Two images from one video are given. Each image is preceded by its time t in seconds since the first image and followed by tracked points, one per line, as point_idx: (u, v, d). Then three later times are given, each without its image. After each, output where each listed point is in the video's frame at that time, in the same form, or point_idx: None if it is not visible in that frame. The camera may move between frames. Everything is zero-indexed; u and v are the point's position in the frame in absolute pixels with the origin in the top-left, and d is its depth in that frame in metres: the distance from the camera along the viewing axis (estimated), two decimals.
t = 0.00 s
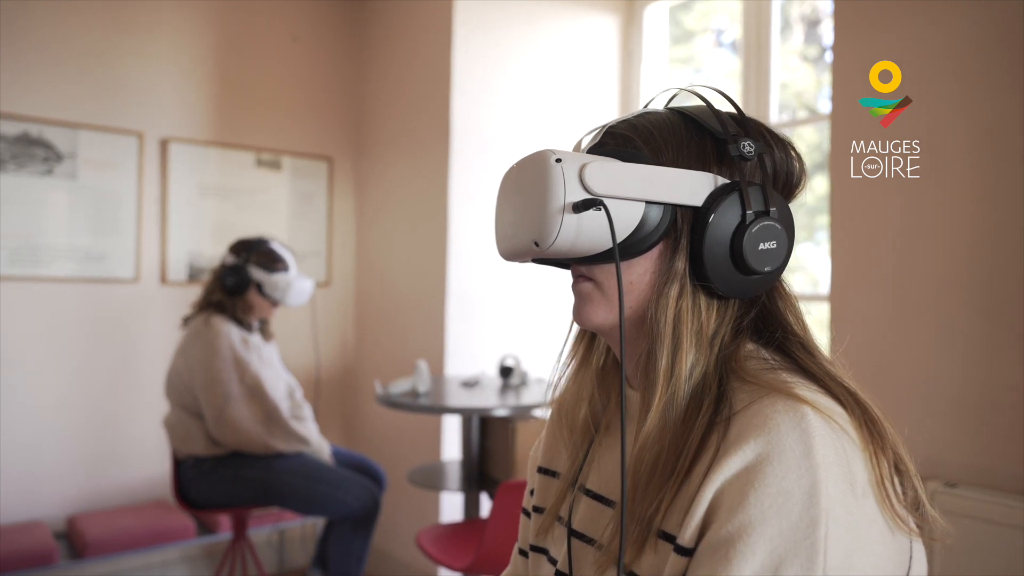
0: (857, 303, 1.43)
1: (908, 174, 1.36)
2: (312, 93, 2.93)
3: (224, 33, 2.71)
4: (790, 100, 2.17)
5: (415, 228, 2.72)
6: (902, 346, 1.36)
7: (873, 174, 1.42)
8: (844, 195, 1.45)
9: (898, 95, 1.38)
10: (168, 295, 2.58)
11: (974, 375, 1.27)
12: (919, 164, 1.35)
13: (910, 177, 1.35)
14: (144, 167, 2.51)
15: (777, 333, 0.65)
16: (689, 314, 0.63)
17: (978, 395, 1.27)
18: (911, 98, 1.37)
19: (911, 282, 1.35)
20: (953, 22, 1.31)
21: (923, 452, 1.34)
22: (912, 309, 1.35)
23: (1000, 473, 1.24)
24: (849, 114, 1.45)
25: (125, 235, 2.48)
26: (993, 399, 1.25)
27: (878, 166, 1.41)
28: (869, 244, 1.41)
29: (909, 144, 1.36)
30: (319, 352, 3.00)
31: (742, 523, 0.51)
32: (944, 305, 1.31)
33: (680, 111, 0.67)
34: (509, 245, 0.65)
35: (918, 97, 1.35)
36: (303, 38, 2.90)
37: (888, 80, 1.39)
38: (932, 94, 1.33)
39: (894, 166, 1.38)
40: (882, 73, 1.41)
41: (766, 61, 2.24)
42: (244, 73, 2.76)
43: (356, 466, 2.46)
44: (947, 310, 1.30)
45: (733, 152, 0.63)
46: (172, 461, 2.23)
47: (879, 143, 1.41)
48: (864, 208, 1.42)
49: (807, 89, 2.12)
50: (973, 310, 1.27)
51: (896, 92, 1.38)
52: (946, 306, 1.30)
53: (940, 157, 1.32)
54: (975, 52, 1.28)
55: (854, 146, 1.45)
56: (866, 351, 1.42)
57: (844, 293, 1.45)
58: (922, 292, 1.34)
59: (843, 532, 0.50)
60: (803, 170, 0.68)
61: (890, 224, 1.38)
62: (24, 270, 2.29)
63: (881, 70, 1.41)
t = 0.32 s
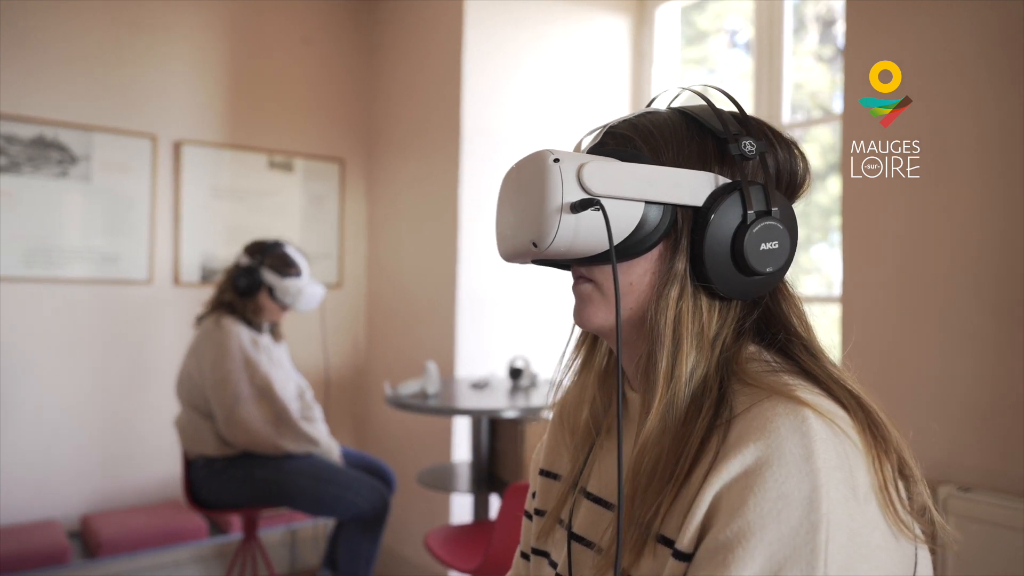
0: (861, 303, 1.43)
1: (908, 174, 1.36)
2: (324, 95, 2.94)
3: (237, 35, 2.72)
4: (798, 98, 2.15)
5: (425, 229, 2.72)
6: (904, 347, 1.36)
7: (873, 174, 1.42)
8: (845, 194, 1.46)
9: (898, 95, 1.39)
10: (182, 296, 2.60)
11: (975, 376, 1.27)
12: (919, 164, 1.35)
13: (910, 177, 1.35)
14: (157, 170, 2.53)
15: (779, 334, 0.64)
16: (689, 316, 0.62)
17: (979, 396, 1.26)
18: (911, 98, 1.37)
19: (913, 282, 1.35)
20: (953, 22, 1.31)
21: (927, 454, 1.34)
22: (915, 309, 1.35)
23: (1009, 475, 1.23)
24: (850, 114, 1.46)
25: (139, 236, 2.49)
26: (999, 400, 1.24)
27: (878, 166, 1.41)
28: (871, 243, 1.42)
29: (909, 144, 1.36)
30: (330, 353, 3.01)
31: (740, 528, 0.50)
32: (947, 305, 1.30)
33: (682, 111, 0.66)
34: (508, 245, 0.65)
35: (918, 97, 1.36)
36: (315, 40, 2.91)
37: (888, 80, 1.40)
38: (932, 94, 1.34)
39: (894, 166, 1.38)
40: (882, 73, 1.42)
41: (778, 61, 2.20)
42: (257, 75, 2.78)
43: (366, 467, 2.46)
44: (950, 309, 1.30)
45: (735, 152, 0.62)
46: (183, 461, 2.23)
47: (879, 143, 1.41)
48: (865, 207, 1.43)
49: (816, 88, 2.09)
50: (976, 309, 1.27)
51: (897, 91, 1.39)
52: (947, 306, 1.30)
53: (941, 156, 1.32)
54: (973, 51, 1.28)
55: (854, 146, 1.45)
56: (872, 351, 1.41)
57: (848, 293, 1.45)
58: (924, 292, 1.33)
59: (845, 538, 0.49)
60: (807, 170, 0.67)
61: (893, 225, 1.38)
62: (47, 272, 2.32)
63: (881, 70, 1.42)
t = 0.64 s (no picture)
0: (866, 303, 1.43)
1: (909, 174, 1.37)
2: (337, 97, 2.95)
3: (250, 37, 2.73)
4: (814, 98, 2.11)
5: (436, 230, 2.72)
6: (910, 348, 1.36)
7: (873, 174, 1.43)
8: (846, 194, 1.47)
9: (898, 95, 1.40)
10: (194, 296, 2.61)
11: (978, 376, 1.26)
12: (919, 164, 1.35)
13: (910, 177, 1.36)
14: (171, 173, 2.54)
15: (782, 336, 0.63)
16: (689, 317, 0.61)
17: (983, 396, 1.26)
18: (911, 98, 1.38)
19: (917, 282, 1.35)
20: (953, 23, 1.32)
21: (932, 455, 1.33)
22: (920, 309, 1.35)
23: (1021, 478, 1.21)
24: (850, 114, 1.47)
25: (153, 239, 2.51)
26: (1007, 401, 1.23)
27: (878, 166, 1.42)
28: (874, 243, 1.42)
29: (909, 144, 1.37)
30: (341, 355, 3.01)
31: (737, 533, 0.49)
32: (950, 305, 1.30)
33: (684, 110, 0.65)
34: (507, 246, 0.64)
35: (918, 97, 1.37)
36: (329, 43, 2.93)
37: (888, 81, 1.41)
38: (932, 94, 1.34)
39: (894, 167, 1.39)
40: (882, 73, 1.42)
41: (791, 62, 2.18)
42: (270, 77, 2.80)
43: (375, 469, 2.46)
44: (954, 309, 1.30)
45: (735, 150, 0.61)
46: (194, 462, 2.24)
47: (879, 143, 1.42)
48: (867, 207, 1.43)
49: (834, 86, 2.03)
50: (980, 309, 1.26)
51: (896, 92, 1.40)
52: (950, 307, 1.30)
53: (940, 156, 1.33)
54: (972, 51, 1.29)
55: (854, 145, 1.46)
56: (878, 353, 1.41)
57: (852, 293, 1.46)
58: (927, 292, 1.34)
59: (843, 544, 0.48)
60: (810, 170, 0.66)
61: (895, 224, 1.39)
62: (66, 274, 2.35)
63: (881, 70, 1.43)
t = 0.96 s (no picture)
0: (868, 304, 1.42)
1: (908, 174, 1.36)
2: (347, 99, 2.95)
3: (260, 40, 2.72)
4: (827, 99, 2.05)
5: (444, 232, 2.72)
6: (914, 350, 1.35)
7: (873, 174, 1.42)
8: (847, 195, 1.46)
9: (898, 95, 1.39)
10: (202, 298, 2.66)
11: (982, 379, 1.25)
12: (918, 164, 1.35)
13: (910, 177, 1.35)
14: (180, 175, 2.52)
15: (777, 337, 0.63)
16: (683, 317, 0.60)
17: (987, 400, 1.25)
18: (911, 98, 1.37)
19: (920, 283, 1.34)
20: (952, 22, 1.31)
21: (937, 458, 1.32)
22: (923, 310, 1.33)
23: None
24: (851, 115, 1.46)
25: (164, 241, 2.50)
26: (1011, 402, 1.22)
27: (878, 166, 1.41)
28: (875, 244, 1.42)
29: (909, 144, 1.36)
30: (348, 355, 3.01)
31: (728, 538, 0.48)
32: (952, 305, 1.29)
33: (678, 108, 0.64)
34: (499, 246, 0.63)
35: (918, 97, 1.36)
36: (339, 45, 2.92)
37: (888, 80, 1.40)
38: (932, 94, 1.33)
39: (894, 167, 1.38)
40: (882, 73, 1.41)
41: (801, 63, 2.13)
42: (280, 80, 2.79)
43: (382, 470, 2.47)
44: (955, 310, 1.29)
45: (729, 148, 0.60)
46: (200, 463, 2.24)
47: (879, 143, 1.41)
48: (869, 207, 1.43)
49: (848, 87, 1.98)
50: (982, 310, 1.25)
51: (896, 91, 1.39)
52: (952, 307, 1.29)
53: (940, 156, 1.31)
54: (971, 51, 1.28)
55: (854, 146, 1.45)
56: (881, 354, 1.40)
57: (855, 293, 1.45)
58: (929, 292, 1.32)
59: (835, 549, 0.47)
60: (808, 168, 0.65)
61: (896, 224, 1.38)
62: (77, 276, 2.18)
63: (881, 70, 1.42)
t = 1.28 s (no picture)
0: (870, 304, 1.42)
1: (909, 174, 1.36)
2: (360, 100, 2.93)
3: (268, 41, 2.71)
4: (839, 99, 2.02)
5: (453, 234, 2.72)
6: (917, 352, 1.34)
7: (873, 174, 1.42)
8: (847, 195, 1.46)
9: (898, 95, 1.38)
10: (211, 299, 2.69)
11: (986, 381, 1.24)
12: (919, 164, 1.34)
13: (910, 177, 1.35)
14: (189, 176, 2.50)
15: (771, 338, 0.62)
16: (675, 318, 0.59)
17: (991, 403, 1.23)
18: (911, 98, 1.36)
19: (922, 284, 1.33)
20: (951, 21, 1.31)
21: (941, 461, 1.31)
22: (926, 310, 1.33)
23: None
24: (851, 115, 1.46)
25: (173, 240, 2.50)
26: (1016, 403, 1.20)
27: (878, 166, 1.41)
28: (878, 243, 1.41)
29: (909, 144, 1.36)
30: (355, 356, 3.00)
31: (717, 543, 0.47)
32: (957, 307, 1.28)
33: (672, 107, 0.63)
34: (489, 247, 0.63)
35: (918, 97, 1.35)
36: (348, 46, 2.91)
37: (888, 81, 1.40)
38: (932, 93, 1.33)
39: (894, 166, 1.38)
40: (882, 73, 1.41)
41: (811, 65, 2.11)
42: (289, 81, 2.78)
43: (388, 471, 2.46)
44: (959, 311, 1.28)
45: (722, 147, 0.59)
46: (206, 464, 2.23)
47: (879, 143, 1.41)
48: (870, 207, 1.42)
49: (860, 88, 1.96)
50: (987, 309, 1.24)
51: (896, 91, 1.38)
52: (955, 308, 1.28)
53: (940, 156, 1.31)
54: (972, 50, 1.27)
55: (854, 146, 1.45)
56: (889, 353, 1.38)
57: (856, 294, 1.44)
58: (932, 293, 1.32)
59: (825, 554, 0.47)
60: (804, 167, 0.64)
61: (897, 224, 1.37)
62: (86, 277, 2.15)
63: (881, 70, 1.41)
